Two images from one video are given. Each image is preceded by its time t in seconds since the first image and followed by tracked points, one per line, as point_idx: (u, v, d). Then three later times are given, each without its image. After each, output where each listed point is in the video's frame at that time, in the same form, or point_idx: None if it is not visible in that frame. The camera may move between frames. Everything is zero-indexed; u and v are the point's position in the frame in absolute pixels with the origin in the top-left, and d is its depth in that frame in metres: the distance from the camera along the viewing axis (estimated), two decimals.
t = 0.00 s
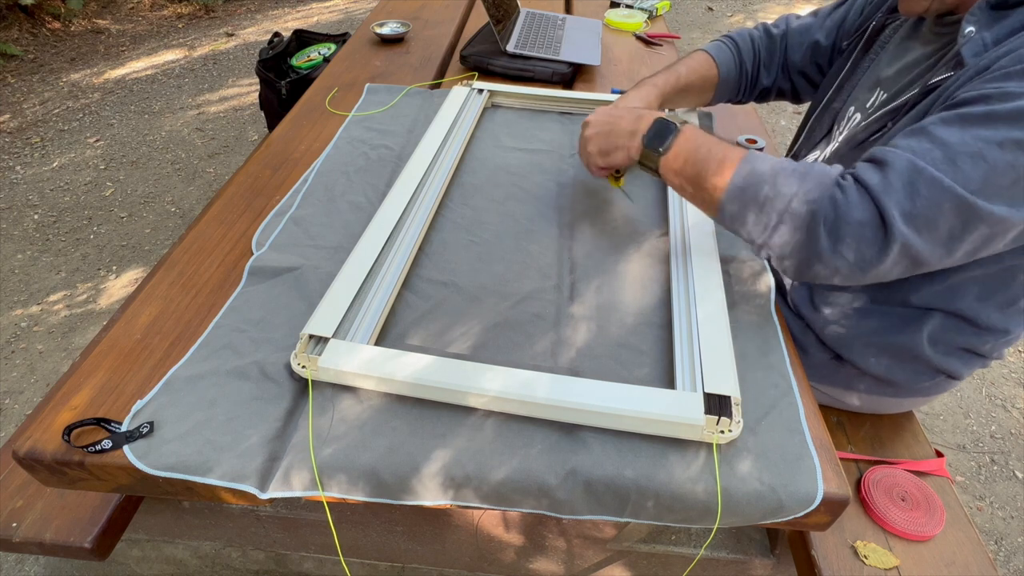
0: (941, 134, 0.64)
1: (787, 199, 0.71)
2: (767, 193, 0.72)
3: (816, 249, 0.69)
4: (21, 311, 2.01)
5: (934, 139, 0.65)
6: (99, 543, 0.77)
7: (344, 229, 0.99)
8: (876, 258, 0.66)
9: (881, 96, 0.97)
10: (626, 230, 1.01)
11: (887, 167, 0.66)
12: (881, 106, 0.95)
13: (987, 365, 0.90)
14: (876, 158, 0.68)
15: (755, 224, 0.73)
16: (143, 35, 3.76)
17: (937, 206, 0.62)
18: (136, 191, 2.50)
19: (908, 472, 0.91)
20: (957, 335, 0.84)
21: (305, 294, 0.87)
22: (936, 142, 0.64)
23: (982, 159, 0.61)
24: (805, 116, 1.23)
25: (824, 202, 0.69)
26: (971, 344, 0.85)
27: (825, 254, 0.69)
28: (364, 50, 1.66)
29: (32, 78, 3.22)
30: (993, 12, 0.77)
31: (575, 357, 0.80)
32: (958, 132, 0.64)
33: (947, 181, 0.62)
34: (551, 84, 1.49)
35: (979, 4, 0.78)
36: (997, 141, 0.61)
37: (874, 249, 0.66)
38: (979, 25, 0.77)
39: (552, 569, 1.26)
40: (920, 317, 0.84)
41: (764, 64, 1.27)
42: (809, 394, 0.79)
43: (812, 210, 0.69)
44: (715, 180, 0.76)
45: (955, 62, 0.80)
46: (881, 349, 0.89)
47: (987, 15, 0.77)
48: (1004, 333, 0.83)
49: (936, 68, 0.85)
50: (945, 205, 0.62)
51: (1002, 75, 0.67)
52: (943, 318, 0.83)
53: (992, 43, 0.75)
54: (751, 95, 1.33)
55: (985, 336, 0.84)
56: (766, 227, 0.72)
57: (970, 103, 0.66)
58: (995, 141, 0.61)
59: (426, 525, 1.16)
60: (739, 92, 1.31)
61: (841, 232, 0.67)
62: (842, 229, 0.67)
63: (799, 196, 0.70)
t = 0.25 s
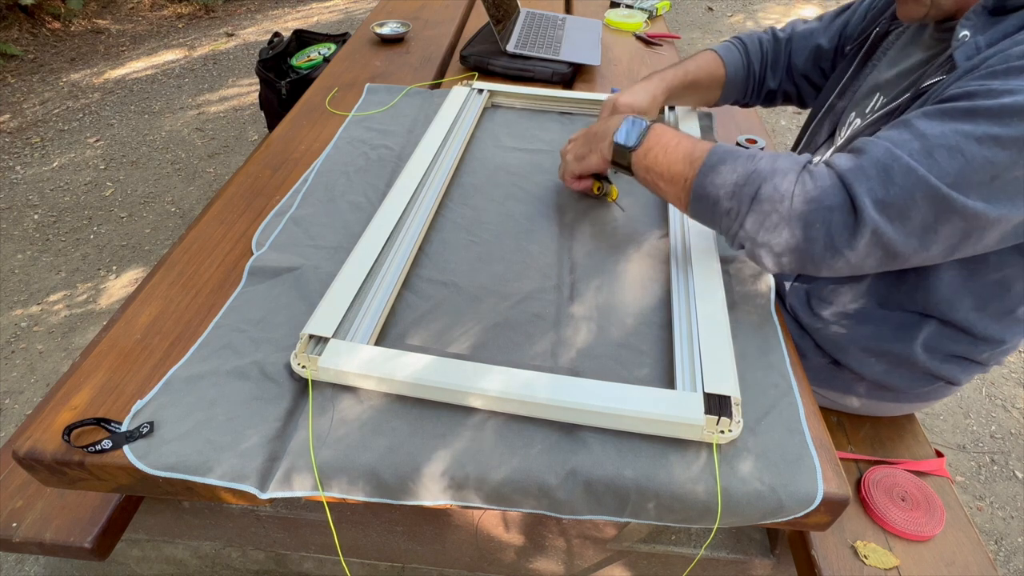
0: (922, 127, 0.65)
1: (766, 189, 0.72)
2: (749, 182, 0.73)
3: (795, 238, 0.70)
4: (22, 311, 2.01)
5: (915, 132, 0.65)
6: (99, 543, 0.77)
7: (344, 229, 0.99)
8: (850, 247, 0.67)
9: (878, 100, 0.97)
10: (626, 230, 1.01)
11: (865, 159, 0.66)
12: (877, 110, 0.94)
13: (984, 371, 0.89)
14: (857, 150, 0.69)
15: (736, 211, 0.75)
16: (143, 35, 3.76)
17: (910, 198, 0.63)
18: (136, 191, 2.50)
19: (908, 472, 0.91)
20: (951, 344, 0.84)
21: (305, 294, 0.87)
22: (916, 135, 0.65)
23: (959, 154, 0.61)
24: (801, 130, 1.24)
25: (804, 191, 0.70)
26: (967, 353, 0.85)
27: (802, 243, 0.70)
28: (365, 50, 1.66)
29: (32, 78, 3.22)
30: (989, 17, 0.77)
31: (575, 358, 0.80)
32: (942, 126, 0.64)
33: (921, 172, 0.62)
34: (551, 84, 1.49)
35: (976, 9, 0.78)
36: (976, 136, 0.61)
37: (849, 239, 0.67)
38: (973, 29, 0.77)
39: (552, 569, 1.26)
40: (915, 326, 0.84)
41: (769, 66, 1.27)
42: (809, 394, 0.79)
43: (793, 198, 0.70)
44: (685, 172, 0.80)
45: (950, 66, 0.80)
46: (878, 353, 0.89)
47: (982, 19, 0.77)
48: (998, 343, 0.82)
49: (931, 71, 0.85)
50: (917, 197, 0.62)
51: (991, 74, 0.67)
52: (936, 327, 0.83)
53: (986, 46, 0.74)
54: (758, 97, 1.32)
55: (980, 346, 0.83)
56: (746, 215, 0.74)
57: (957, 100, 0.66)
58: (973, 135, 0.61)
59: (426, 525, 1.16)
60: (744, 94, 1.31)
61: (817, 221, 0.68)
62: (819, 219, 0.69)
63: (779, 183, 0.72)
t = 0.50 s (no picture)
0: (908, 135, 0.65)
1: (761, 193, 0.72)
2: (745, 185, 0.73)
3: (784, 244, 0.70)
4: (22, 311, 2.01)
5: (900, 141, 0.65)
6: (99, 543, 0.77)
7: (344, 229, 0.99)
8: (841, 254, 0.67)
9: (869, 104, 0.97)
10: (626, 230, 1.01)
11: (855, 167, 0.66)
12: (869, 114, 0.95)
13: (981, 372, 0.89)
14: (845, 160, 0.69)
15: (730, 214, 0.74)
16: (143, 35, 3.76)
17: (899, 206, 0.63)
18: (136, 191, 2.50)
19: (908, 472, 0.91)
20: (943, 345, 0.85)
21: (305, 294, 0.87)
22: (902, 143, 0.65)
23: (946, 160, 0.61)
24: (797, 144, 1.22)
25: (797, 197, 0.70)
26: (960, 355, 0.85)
27: (792, 250, 0.70)
28: (365, 50, 1.66)
29: (32, 78, 3.22)
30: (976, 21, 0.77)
31: (575, 358, 0.80)
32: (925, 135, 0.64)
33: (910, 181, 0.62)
34: (551, 84, 1.49)
35: (961, 14, 0.78)
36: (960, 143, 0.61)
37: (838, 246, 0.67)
38: (959, 34, 0.77)
39: (552, 569, 1.26)
40: (908, 327, 0.85)
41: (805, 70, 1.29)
42: (809, 394, 0.79)
43: (786, 205, 0.70)
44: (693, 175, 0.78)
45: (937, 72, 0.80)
46: (875, 354, 0.89)
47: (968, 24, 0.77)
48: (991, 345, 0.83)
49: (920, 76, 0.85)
50: (906, 205, 0.62)
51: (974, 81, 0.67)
52: (927, 328, 0.84)
53: (973, 52, 0.74)
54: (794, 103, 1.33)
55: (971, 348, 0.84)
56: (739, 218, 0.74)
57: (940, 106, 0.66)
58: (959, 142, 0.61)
59: (426, 525, 1.16)
60: (784, 95, 1.32)
61: (808, 228, 0.68)
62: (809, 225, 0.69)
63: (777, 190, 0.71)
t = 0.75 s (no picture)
0: (898, 137, 0.65)
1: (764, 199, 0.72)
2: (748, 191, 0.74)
3: (790, 251, 0.71)
4: (22, 311, 2.01)
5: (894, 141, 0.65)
6: (99, 543, 0.77)
7: (344, 229, 0.99)
8: (847, 260, 0.68)
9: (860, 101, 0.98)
10: (626, 231, 1.01)
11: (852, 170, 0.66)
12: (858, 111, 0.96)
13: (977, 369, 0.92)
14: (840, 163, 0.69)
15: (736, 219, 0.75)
16: (143, 35, 3.76)
17: (901, 206, 0.63)
18: (136, 191, 2.50)
19: (908, 472, 0.91)
20: (938, 339, 0.87)
21: (305, 294, 0.87)
22: (894, 143, 0.65)
23: (940, 157, 0.61)
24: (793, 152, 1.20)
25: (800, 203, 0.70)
26: (959, 348, 0.87)
27: (797, 255, 0.70)
28: (364, 50, 1.66)
29: (32, 78, 3.22)
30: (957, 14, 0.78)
31: (575, 358, 0.80)
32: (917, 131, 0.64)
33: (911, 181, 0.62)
34: (551, 84, 1.49)
35: (941, 8, 0.80)
36: (952, 138, 0.61)
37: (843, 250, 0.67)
38: (941, 28, 0.79)
39: (552, 569, 1.26)
40: (905, 320, 0.86)
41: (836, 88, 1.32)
42: (809, 394, 0.79)
43: (791, 210, 0.71)
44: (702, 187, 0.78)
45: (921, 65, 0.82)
46: (870, 349, 0.91)
47: (950, 17, 0.79)
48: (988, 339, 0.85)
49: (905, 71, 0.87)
50: (906, 206, 0.63)
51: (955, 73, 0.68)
52: (922, 321, 0.86)
53: (955, 45, 0.76)
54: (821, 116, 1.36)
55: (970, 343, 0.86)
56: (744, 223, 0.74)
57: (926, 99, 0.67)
58: (952, 137, 0.61)
59: (426, 525, 1.16)
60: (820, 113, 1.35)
61: (813, 235, 0.69)
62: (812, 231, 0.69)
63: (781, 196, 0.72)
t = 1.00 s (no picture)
0: (901, 152, 0.69)
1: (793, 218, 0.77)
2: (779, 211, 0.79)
3: (819, 268, 0.75)
4: (21, 311, 2.01)
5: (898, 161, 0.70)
6: (99, 543, 0.77)
7: (344, 229, 0.99)
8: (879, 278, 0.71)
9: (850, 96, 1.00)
10: (627, 231, 1.01)
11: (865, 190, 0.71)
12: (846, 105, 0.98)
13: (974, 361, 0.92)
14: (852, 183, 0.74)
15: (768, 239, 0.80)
16: (143, 35, 3.76)
17: (919, 223, 0.67)
18: (136, 191, 2.50)
19: (908, 472, 0.91)
20: (934, 329, 0.87)
21: (305, 294, 0.87)
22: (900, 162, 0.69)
23: (945, 165, 0.65)
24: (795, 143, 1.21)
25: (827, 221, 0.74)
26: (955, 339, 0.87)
27: (825, 274, 0.75)
28: (365, 50, 1.66)
29: (32, 78, 3.22)
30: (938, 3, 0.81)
31: (575, 358, 0.80)
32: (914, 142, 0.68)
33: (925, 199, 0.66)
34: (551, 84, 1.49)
35: None
36: (949, 143, 0.65)
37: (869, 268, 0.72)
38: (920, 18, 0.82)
39: (552, 569, 1.26)
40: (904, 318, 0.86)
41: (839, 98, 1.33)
42: (809, 394, 0.79)
43: (817, 228, 0.75)
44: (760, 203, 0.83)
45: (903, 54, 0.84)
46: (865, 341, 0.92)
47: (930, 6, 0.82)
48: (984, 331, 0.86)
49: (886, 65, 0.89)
50: (923, 220, 0.66)
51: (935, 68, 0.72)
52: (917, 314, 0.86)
53: (934, 33, 0.78)
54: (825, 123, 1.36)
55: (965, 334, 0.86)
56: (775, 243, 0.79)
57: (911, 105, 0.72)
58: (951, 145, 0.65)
59: (426, 525, 1.16)
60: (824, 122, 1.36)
61: (842, 256, 0.73)
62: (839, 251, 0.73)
63: (810, 213, 0.76)
